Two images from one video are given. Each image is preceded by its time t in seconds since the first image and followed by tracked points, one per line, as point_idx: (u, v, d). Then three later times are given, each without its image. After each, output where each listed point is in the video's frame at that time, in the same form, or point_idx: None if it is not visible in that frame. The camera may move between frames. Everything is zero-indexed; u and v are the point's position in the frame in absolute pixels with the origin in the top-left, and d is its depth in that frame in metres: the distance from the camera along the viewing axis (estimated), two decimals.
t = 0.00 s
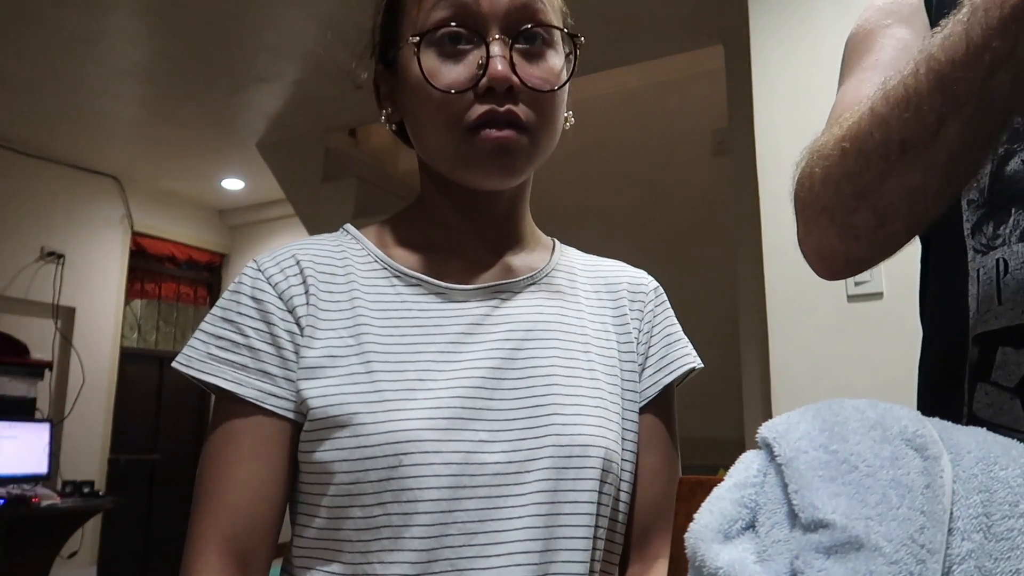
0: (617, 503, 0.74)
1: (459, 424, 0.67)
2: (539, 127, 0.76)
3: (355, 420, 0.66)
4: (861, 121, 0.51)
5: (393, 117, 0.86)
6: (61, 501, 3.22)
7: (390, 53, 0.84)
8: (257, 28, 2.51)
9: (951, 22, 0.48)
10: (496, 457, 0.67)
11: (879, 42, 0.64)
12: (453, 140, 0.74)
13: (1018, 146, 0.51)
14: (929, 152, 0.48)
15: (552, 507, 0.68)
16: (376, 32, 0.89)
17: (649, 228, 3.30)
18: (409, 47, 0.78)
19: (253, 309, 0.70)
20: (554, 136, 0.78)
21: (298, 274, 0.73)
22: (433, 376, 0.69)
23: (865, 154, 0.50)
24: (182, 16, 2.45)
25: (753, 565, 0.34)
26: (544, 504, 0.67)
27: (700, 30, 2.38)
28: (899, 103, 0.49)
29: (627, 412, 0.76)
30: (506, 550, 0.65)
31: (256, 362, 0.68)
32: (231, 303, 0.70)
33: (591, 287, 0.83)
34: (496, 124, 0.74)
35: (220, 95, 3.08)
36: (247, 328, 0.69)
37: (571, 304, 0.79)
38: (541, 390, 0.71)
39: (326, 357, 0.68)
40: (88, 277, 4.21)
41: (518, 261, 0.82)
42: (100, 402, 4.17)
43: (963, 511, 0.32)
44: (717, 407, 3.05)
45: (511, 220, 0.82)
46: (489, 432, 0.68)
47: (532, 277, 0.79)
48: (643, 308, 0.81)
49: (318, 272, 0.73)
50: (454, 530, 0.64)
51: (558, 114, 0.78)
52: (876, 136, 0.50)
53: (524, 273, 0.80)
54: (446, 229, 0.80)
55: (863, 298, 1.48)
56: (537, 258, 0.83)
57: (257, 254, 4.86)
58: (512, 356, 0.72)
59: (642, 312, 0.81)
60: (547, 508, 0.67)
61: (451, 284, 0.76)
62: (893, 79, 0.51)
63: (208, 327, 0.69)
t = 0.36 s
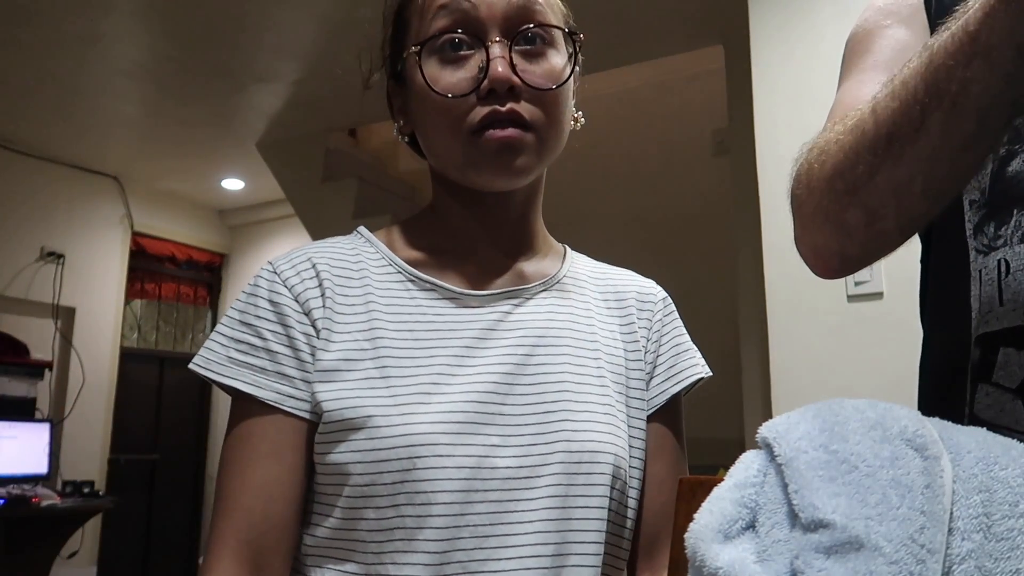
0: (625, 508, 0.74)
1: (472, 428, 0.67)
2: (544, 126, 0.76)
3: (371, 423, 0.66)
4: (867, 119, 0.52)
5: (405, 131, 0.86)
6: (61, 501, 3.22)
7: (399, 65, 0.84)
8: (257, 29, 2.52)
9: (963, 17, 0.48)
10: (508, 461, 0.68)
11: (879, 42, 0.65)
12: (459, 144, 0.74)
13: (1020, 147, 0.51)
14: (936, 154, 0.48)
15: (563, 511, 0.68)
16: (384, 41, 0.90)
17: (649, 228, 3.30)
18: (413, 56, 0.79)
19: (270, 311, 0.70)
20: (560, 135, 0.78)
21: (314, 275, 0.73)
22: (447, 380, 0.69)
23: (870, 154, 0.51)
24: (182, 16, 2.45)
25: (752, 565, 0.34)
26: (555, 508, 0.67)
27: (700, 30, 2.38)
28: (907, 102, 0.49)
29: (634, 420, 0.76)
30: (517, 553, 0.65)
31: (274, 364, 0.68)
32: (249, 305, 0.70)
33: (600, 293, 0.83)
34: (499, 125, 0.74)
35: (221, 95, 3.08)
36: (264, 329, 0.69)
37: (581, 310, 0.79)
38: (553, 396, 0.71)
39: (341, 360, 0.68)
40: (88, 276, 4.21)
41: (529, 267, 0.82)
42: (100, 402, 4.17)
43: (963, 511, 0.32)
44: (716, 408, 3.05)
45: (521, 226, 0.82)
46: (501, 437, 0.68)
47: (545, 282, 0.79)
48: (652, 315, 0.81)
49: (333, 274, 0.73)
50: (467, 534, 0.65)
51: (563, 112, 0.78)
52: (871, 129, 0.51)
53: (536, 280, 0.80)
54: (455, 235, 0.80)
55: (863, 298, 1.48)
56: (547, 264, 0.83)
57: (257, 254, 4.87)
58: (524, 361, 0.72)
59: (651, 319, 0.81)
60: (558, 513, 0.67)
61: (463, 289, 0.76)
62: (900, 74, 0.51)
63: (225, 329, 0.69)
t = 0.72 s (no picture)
0: (623, 507, 0.74)
1: (472, 429, 0.67)
2: (534, 124, 0.75)
3: (371, 423, 0.66)
4: (877, 125, 0.52)
5: (405, 138, 0.86)
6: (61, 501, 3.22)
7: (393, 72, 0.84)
8: (257, 29, 2.52)
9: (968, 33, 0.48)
10: (506, 462, 0.68)
11: (876, 48, 0.65)
12: (454, 146, 0.75)
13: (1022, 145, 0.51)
14: (945, 174, 0.49)
15: (561, 511, 0.68)
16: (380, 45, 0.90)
17: (649, 229, 3.30)
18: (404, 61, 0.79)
19: (273, 311, 0.70)
20: (553, 131, 0.78)
21: (316, 276, 0.73)
22: (446, 381, 0.70)
23: (875, 179, 0.51)
24: (182, 16, 2.45)
25: (752, 566, 0.34)
26: (553, 509, 0.67)
27: (700, 30, 2.38)
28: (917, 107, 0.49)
29: (632, 421, 0.76)
30: (514, 553, 0.66)
31: (278, 364, 0.68)
32: (251, 305, 0.70)
33: (601, 294, 0.82)
34: (489, 125, 0.74)
35: (220, 95, 3.08)
36: (267, 329, 0.69)
37: (582, 312, 0.78)
38: (552, 397, 0.71)
39: (343, 362, 0.68)
40: (87, 277, 4.21)
41: (529, 269, 0.82)
42: (100, 402, 4.17)
43: (963, 511, 0.32)
44: (716, 408, 3.04)
45: (522, 229, 0.82)
46: (500, 437, 0.68)
47: (544, 283, 0.78)
48: (651, 317, 0.81)
49: (335, 275, 0.73)
50: (465, 534, 0.65)
51: (555, 110, 0.78)
52: (873, 153, 0.52)
53: (536, 281, 0.80)
54: (456, 238, 0.80)
55: (863, 298, 1.48)
56: (547, 265, 0.83)
57: (257, 254, 4.87)
58: (523, 362, 0.72)
59: (650, 320, 0.81)
60: (556, 513, 0.67)
61: (463, 289, 0.76)
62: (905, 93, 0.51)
63: (230, 328, 0.69)
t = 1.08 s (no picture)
0: (621, 502, 0.73)
1: (465, 425, 0.68)
2: (523, 127, 0.75)
3: (364, 422, 0.67)
4: (862, 201, 0.53)
5: (396, 141, 0.86)
6: (62, 501, 3.22)
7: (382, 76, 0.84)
8: (257, 29, 2.52)
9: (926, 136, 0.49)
10: (500, 456, 0.68)
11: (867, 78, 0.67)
12: (445, 151, 0.75)
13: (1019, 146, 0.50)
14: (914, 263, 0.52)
15: (558, 505, 0.67)
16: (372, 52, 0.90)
17: (649, 229, 3.30)
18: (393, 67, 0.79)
19: (264, 316, 0.71)
20: (543, 132, 0.78)
21: (307, 281, 0.74)
22: (439, 378, 0.70)
23: (853, 266, 0.55)
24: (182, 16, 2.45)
25: (753, 566, 0.34)
26: (549, 503, 0.67)
27: (701, 30, 2.38)
28: (893, 204, 0.51)
29: (629, 416, 0.76)
30: (511, 547, 0.65)
31: (265, 368, 0.69)
32: (245, 312, 0.72)
33: (597, 290, 0.82)
34: (478, 129, 0.74)
35: (220, 95, 3.08)
36: (257, 335, 0.70)
37: (577, 308, 0.78)
38: (545, 392, 0.71)
39: (336, 363, 0.69)
40: (87, 276, 4.20)
41: (525, 266, 0.81)
42: (100, 402, 4.17)
43: (963, 511, 0.32)
44: (717, 407, 3.04)
45: (519, 226, 0.82)
46: (494, 433, 0.69)
47: (537, 280, 0.78)
48: (648, 311, 0.81)
49: (327, 279, 0.75)
50: (461, 528, 0.65)
51: (544, 110, 0.77)
52: (847, 245, 0.54)
53: (532, 277, 0.80)
54: (453, 238, 0.81)
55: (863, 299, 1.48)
56: (543, 262, 0.83)
57: (257, 254, 4.86)
58: (517, 358, 0.72)
59: (647, 314, 0.80)
60: (552, 507, 0.67)
61: (456, 288, 0.76)
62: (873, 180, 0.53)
63: (223, 335, 0.71)
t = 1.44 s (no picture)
0: (620, 497, 0.72)
1: (462, 421, 0.68)
2: (525, 174, 0.75)
3: (362, 419, 0.67)
4: (857, 216, 0.54)
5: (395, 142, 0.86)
6: (61, 502, 3.23)
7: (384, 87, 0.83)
8: (257, 29, 2.52)
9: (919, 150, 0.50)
10: (498, 452, 0.68)
11: (865, 85, 0.67)
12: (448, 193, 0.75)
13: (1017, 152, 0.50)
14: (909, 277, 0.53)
15: (555, 500, 0.67)
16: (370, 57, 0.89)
17: (648, 228, 3.30)
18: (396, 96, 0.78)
19: (262, 318, 0.72)
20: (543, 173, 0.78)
21: (305, 283, 0.75)
22: (436, 376, 0.70)
23: (849, 280, 0.55)
24: (182, 16, 2.45)
25: (753, 566, 0.34)
26: (547, 498, 0.67)
27: (701, 30, 2.38)
28: (884, 223, 0.51)
29: (629, 413, 0.75)
30: (509, 542, 0.65)
31: (262, 369, 0.69)
32: (244, 314, 0.73)
33: (595, 289, 0.82)
34: (480, 180, 0.75)
35: (220, 95, 3.08)
36: (254, 336, 0.71)
37: (575, 306, 0.78)
38: (542, 388, 0.71)
39: (334, 362, 0.70)
40: (88, 276, 4.20)
41: (523, 265, 0.81)
42: (100, 402, 4.17)
43: (963, 511, 0.32)
44: (717, 407, 3.04)
45: (517, 226, 0.82)
46: (491, 429, 0.69)
47: (535, 279, 0.78)
48: (646, 309, 0.80)
49: (325, 281, 0.75)
50: (458, 524, 0.65)
51: (546, 153, 0.77)
52: (845, 259, 0.55)
53: (529, 276, 0.80)
54: (451, 238, 0.81)
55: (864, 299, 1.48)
56: (541, 261, 0.83)
57: (258, 253, 4.86)
58: (514, 356, 0.72)
59: (645, 312, 0.80)
60: (550, 501, 0.67)
61: (453, 288, 0.76)
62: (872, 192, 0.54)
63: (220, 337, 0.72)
